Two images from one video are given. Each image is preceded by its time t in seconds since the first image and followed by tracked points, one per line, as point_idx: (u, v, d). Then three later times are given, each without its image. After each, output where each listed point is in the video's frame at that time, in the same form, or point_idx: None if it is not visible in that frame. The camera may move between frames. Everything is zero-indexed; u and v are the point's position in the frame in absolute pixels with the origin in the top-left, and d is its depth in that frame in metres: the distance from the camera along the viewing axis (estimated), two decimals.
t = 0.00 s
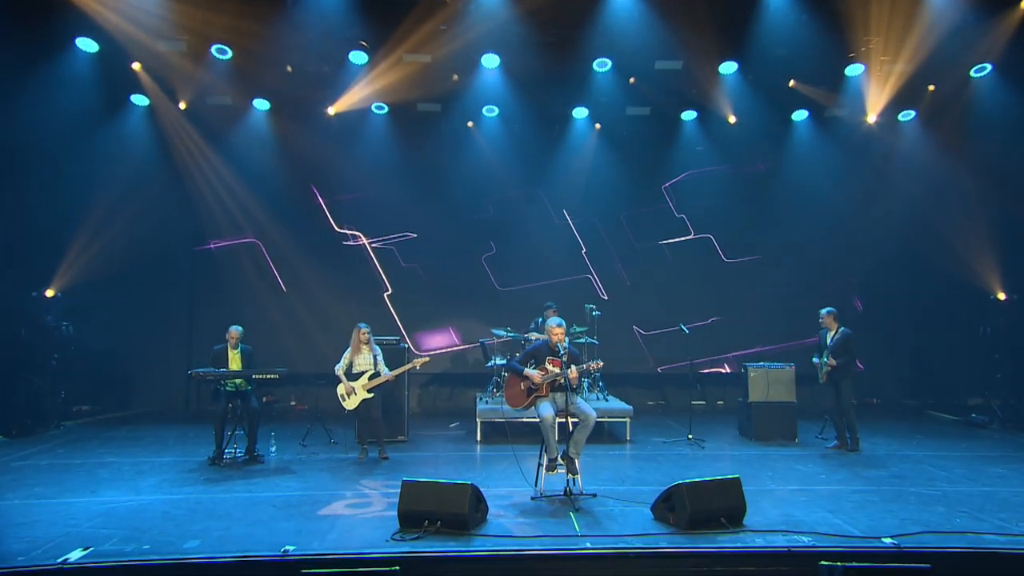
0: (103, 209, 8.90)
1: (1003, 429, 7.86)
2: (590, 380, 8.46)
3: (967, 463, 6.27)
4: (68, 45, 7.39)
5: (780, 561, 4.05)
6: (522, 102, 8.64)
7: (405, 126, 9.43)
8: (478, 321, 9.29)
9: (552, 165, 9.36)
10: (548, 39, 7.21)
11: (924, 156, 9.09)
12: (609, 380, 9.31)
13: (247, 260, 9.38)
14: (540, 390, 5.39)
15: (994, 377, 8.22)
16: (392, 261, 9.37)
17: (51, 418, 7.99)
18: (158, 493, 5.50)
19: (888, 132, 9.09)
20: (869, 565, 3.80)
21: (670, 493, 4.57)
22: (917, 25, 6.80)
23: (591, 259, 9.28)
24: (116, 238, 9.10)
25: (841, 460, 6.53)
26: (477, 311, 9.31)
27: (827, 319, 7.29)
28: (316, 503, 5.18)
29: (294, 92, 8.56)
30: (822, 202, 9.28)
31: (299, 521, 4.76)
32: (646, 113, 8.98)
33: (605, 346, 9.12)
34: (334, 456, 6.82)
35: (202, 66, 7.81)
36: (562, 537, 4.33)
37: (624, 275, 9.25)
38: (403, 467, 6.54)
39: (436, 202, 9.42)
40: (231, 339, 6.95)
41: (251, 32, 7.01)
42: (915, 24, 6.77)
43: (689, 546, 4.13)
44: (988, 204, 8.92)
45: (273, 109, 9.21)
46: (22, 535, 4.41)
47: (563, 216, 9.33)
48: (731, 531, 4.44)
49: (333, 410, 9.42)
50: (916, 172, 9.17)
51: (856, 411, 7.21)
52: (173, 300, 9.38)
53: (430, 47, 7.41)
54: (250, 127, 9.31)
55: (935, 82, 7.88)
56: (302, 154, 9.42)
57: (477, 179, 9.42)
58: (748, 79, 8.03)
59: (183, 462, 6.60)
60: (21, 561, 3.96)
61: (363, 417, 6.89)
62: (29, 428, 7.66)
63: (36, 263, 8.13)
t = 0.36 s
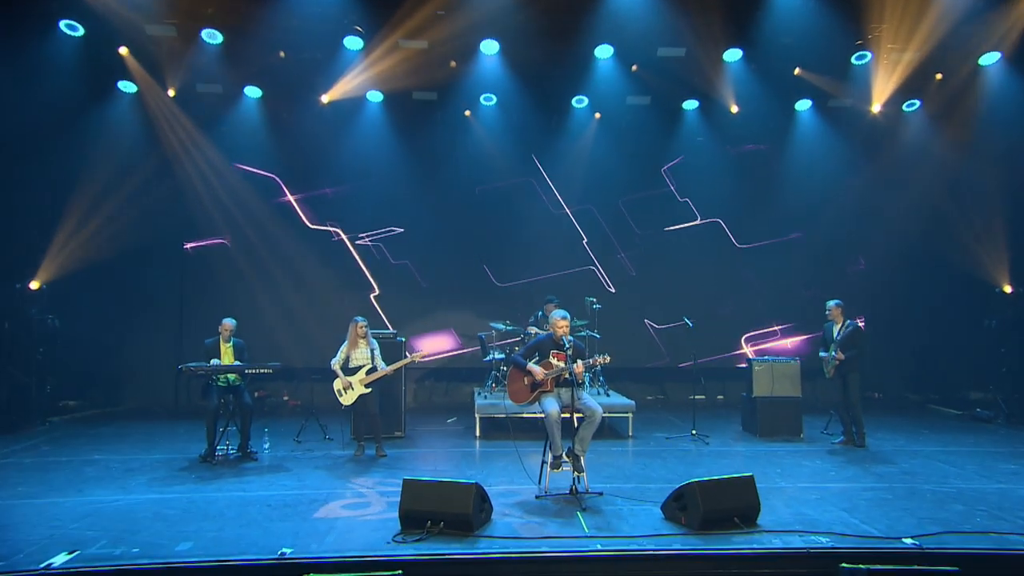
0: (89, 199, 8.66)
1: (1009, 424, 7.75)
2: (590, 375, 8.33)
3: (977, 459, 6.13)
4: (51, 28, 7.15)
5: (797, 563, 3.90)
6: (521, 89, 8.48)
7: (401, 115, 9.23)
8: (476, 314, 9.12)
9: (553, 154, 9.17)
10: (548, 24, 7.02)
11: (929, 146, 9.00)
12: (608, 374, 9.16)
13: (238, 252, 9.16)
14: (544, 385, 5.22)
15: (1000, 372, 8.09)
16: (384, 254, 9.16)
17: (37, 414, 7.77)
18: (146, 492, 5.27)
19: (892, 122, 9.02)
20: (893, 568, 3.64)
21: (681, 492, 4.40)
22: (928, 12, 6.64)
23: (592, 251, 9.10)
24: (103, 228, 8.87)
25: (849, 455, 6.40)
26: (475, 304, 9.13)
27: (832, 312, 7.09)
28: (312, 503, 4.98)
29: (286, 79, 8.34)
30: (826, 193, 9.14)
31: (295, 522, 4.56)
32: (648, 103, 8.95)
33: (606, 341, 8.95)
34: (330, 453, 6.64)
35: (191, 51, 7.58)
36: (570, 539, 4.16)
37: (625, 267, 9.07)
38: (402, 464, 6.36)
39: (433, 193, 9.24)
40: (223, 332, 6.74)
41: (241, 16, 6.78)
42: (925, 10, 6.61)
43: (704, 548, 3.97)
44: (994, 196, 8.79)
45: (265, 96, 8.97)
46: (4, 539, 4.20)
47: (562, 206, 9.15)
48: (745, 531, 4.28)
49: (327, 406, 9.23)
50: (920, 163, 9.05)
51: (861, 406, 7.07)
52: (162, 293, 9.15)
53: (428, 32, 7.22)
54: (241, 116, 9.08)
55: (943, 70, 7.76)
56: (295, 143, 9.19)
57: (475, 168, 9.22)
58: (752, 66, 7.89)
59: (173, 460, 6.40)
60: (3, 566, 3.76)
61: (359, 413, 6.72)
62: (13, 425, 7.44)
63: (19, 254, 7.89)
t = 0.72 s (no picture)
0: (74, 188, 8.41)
1: (1014, 418, 7.65)
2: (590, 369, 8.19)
3: (988, 454, 6.01)
4: (32, 9, 6.90)
5: (816, 565, 3.75)
6: (519, 76, 8.28)
7: (396, 104, 8.99)
8: (474, 307, 8.97)
9: (552, 144, 8.99)
10: (549, 8, 6.82)
11: (931, 137, 8.92)
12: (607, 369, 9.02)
13: (229, 244, 8.93)
14: (550, 380, 5.06)
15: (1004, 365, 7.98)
16: (369, 253, 8.94)
17: (21, 409, 7.54)
18: (135, 492, 5.06)
19: (895, 113, 8.88)
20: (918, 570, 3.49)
21: (695, 492, 4.24)
22: None
23: (591, 243, 8.93)
24: (91, 219, 8.61)
25: (857, 450, 6.29)
26: (472, 297, 8.98)
27: (842, 304, 6.87)
28: (310, 503, 4.80)
29: (279, 66, 8.11)
30: (827, 185, 9.01)
31: (292, 523, 4.39)
32: (648, 92, 8.73)
33: (606, 335, 8.80)
34: (326, 450, 6.47)
35: (179, 34, 7.34)
36: (580, 540, 4.01)
37: (625, 259, 8.91)
38: (400, 461, 6.20)
39: (429, 183, 9.06)
40: (215, 326, 6.53)
41: None
42: None
43: (720, 549, 3.81)
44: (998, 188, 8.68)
45: (256, 85, 8.70)
46: None
47: (561, 198, 8.99)
48: (760, 531, 4.13)
49: (321, 401, 9.05)
50: (923, 154, 8.96)
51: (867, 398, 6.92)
52: (151, 285, 8.93)
53: (425, 17, 7.00)
54: (231, 104, 8.84)
55: (949, 58, 7.61)
56: (287, 132, 8.96)
57: (472, 158, 9.04)
58: (757, 54, 7.73)
59: (163, 457, 6.21)
60: None
61: (356, 408, 6.56)
62: None
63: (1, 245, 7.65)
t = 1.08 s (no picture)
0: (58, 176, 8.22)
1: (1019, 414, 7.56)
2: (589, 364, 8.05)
3: (999, 451, 5.90)
4: None
5: (839, 569, 3.60)
6: (518, 64, 8.09)
7: (391, 92, 8.76)
8: (471, 300, 8.81)
9: (551, 134, 8.81)
10: None
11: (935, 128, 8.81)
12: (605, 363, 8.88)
13: (219, 236, 8.70)
14: (555, 376, 4.89)
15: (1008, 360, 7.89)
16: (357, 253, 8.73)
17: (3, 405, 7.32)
18: (126, 493, 4.86)
19: (899, 104, 8.76)
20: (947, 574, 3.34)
21: (710, 492, 4.08)
22: None
23: (591, 235, 8.79)
24: (77, 210, 8.47)
25: (865, 446, 6.18)
26: (469, 290, 8.83)
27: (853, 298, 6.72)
28: (310, 504, 4.62)
29: (270, 52, 7.89)
30: (830, 177, 8.89)
31: (289, 525, 4.22)
32: (648, 81, 8.54)
33: (606, 329, 8.65)
34: (322, 447, 6.29)
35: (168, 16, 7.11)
36: (593, 543, 3.86)
37: (625, 252, 8.77)
38: (399, 459, 6.03)
39: (426, 174, 8.86)
40: (207, 320, 6.33)
41: None
42: None
43: (738, 552, 3.66)
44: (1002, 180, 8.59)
45: (247, 72, 8.46)
46: None
47: (560, 189, 8.83)
48: (777, 532, 3.99)
49: (314, 396, 8.87)
50: (926, 146, 8.86)
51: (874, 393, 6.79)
52: (138, 278, 8.70)
53: None
54: (221, 91, 8.59)
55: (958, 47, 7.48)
56: (279, 121, 8.72)
57: (470, 149, 8.85)
58: (763, 41, 7.57)
59: (153, 455, 6.01)
60: None
61: (352, 405, 6.39)
62: None
63: None
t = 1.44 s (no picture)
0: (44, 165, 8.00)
1: None
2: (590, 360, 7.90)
3: (1011, 448, 5.80)
4: None
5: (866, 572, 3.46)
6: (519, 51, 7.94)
7: (388, 81, 8.58)
8: (470, 294, 8.66)
9: (551, 125, 8.66)
10: None
11: (938, 119, 8.76)
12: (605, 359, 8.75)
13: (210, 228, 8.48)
14: (564, 372, 4.74)
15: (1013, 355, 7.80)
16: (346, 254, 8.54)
17: None
18: (117, 493, 4.66)
19: (902, 94, 8.71)
20: None
21: (727, 492, 3.95)
22: None
23: (592, 228, 8.63)
24: (67, 199, 8.23)
25: (874, 443, 6.07)
26: (468, 284, 8.67)
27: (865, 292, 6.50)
28: (312, 506, 4.45)
29: (265, 37, 7.70)
30: (840, 166, 8.78)
31: (290, 529, 4.04)
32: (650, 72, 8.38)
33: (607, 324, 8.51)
34: (320, 445, 6.11)
35: None
36: (609, 546, 3.70)
37: (625, 245, 8.62)
38: (400, 457, 5.87)
39: (423, 165, 8.68)
40: (201, 313, 6.13)
41: None
42: None
43: (762, 555, 3.52)
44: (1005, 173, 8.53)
45: (239, 59, 8.28)
46: None
47: (559, 181, 8.66)
48: (798, 534, 3.86)
49: (308, 392, 8.69)
50: (930, 138, 8.79)
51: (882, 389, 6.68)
52: (127, 270, 8.48)
53: None
54: (212, 79, 8.39)
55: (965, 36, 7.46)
56: (272, 110, 8.52)
57: (468, 139, 8.67)
58: (770, 29, 7.45)
59: (145, 453, 5.81)
60: None
61: (350, 401, 6.22)
62: None
63: None
